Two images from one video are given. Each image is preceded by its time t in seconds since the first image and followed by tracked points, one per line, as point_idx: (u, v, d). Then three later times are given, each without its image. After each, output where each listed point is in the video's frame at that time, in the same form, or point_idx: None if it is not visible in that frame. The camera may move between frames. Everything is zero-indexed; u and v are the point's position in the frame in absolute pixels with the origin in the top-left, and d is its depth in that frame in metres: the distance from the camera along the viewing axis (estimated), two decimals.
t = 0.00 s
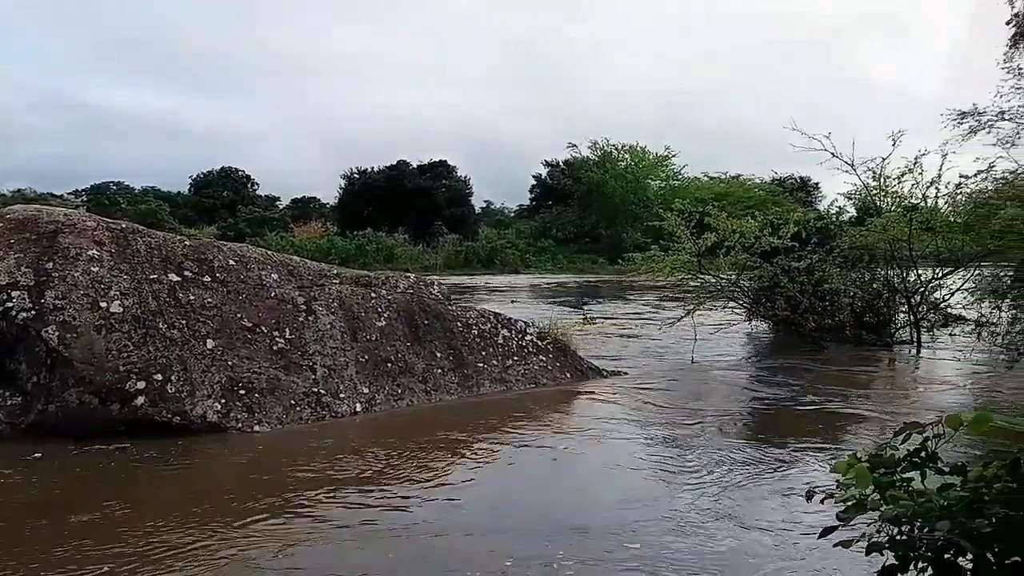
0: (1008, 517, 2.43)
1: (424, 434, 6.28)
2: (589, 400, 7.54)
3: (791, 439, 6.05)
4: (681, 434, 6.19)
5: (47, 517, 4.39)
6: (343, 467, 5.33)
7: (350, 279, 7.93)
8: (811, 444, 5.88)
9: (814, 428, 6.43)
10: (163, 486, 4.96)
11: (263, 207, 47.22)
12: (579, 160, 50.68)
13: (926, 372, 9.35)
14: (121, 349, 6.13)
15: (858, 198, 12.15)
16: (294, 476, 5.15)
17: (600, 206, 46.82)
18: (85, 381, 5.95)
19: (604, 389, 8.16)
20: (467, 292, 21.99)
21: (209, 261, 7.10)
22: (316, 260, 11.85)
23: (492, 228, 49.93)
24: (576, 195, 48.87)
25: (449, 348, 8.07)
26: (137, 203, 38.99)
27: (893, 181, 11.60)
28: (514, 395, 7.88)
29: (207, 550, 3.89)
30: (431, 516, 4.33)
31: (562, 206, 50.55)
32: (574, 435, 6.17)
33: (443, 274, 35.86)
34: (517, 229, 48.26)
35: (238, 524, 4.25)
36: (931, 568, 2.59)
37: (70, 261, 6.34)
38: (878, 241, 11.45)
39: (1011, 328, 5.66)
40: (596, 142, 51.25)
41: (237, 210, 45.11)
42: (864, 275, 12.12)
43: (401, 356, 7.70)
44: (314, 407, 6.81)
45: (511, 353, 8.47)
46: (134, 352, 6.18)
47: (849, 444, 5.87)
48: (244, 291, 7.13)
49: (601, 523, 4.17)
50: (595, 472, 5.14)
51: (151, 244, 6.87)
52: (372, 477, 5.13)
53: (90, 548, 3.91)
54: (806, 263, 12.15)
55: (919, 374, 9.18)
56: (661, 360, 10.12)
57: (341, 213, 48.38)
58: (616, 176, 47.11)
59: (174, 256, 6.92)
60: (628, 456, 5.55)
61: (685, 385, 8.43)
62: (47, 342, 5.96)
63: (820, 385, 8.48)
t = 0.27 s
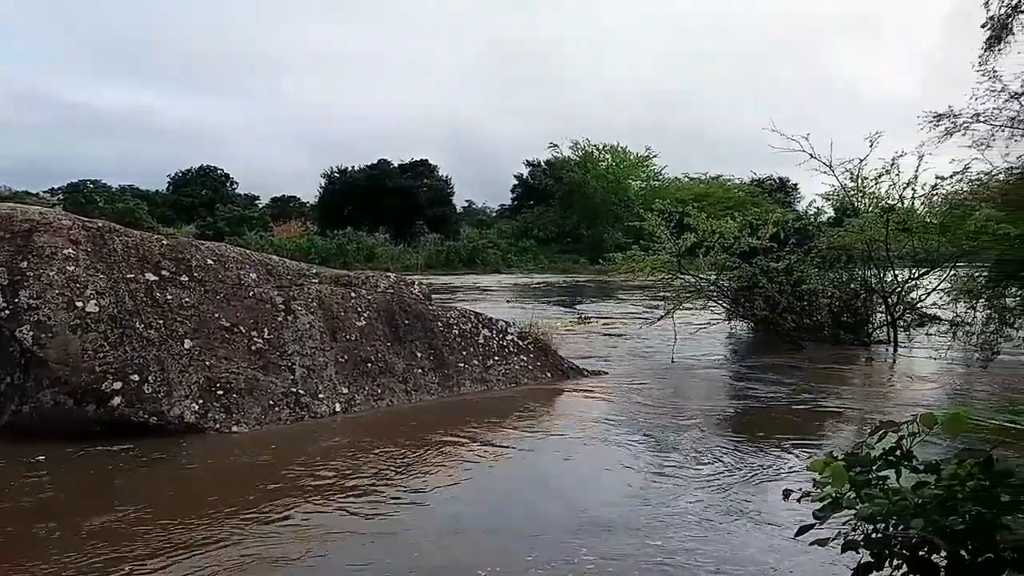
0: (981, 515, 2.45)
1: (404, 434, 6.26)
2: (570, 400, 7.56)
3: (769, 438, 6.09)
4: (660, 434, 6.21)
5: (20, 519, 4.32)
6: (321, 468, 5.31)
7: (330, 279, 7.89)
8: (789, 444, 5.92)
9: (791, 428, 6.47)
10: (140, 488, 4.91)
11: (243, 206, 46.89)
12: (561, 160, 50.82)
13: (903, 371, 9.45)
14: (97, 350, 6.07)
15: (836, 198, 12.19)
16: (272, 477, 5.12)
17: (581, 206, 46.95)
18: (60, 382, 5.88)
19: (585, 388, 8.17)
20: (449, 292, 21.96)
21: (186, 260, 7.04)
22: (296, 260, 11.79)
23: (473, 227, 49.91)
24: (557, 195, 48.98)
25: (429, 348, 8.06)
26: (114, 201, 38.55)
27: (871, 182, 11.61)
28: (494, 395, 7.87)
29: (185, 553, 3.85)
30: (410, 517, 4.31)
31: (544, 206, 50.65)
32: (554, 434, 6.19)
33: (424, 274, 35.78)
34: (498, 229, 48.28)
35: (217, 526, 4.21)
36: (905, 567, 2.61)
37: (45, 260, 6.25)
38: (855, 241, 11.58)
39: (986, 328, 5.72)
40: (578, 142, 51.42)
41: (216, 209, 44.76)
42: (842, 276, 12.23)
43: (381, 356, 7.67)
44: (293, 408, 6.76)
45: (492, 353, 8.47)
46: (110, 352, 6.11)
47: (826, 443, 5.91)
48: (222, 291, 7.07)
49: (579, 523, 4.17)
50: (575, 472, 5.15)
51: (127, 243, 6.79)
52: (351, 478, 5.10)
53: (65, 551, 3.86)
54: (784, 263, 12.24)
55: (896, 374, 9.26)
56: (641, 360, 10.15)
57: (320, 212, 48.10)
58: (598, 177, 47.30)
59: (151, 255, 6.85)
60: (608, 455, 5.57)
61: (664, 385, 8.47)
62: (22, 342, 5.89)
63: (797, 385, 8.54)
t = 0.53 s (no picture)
0: (951, 513, 2.48)
1: (381, 436, 6.24)
2: (546, 401, 7.57)
3: (744, 438, 6.14)
4: (636, 434, 6.24)
5: None
6: (296, 470, 5.27)
7: (305, 280, 7.85)
8: (763, 443, 5.97)
9: (766, 427, 6.53)
10: (112, 492, 4.85)
11: (218, 207, 46.47)
12: (538, 162, 50.92)
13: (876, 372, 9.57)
14: (69, 353, 5.98)
15: (810, 200, 12.31)
16: (247, 480, 5.08)
17: (559, 208, 47.08)
18: (30, 385, 5.79)
19: (562, 389, 8.19)
20: (426, 293, 21.91)
21: (160, 262, 6.96)
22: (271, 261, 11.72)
23: (451, 229, 49.85)
24: (535, 196, 49.07)
25: (406, 349, 8.04)
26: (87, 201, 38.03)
27: (845, 184, 11.67)
28: (471, 397, 7.87)
29: (159, 557, 3.81)
30: (387, 519, 4.29)
31: (521, 207, 50.70)
32: (530, 435, 6.20)
33: (402, 275, 35.67)
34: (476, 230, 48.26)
35: (191, 530, 4.17)
36: (877, 563, 2.63)
37: (15, 261, 6.15)
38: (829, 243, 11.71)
39: (956, 328, 5.80)
40: (555, 144, 51.55)
41: (191, 209, 44.31)
42: (816, 277, 12.36)
43: (357, 358, 7.64)
44: (268, 410, 6.72)
45: (469, 354, 8.47)
46: (81, 355, 6.03)
47: (800, 442, 5.97)
48: (196, 293, 7.00)
49: (555, 524, 4.17)
50: (552, 472, 5.16)
51: (99, 244, 6.70)
52: (327, 480, 5.08)
53: (36, 557, 3.80)
54: (758, 265, 12.36)
55: (868, 374, 9.37)
56: (618, 361, 10.18)
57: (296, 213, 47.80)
58: (575, 179, 47.46)
59: (124, 256, 6.76)
60: (584, 455, 5.59)
61: (640, 385, 8.52)
62: None
63: (771, 385, 8.63)
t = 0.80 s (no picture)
0: (919, 509, 2.51)
1: (356, 436, 6.21)
2: (522, 400, 7.58)
3: (719, 435, 6.18)
4: (612, 432, 6.26)
5: None
6: (269, 471, 5.23)
7: (279, 280, 7.80)
8: (737, 441, 6.02)
9: (740, 425, 6.58)
10: (82, 495, 4.78)
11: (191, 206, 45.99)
12: (514, 161, 50.96)
13: (848, 369, 9.67)
14: (37, 354, 5.89)
15: (783, 200, 12.43)
16: (220, 482, 5.03)
17: (535, 207, 47.15)
18: None
19: (537, 388, 8.20)
20: (402, 293, 21.83)
21: (130, 261, 6.88)
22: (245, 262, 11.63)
23: (427, 228, 49.74)
24: (511, 196, 49.10)
25: (381, 349, 8.00)
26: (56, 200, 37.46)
27: (817, 183, 11.73)
28: (447, 397, 7.85)
29: (130, 559, 3.77)
30: (361, 519, 4.27)
31: (498, 207, 50.71)
32: (506, 434, 6.20)
33: (377, 274, 35.52)
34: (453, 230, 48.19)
35: (162, 532, 4.12)
36: (847, 559, 2.65)
37: None
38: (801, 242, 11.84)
39: (926, 325, 5.88)
40: (531, 144, 51.63)
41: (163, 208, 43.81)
42: (789, 276, 12.48)
43: (332, 358, 7.60)
44: (241, 412, 6.65)
45: (445, 354, 8.45)
46: (50, 356, 5.94)
47: (773, 440, 6.02)
48: (168, 293, 6.92)
49: (529, 522, 4.17)
50: (528, 471, 5.17)
51: (69, 244, 6.61)
52: (301, 481, 5.04)
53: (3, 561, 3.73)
54: (732, 264, 12.46)
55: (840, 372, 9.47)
56: (594, 360, 10.22)
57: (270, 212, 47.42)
58: (551, 179, 47.56)
59: (94, 256, 6.67)
60: (560, 454, 5.59)
61: (616, 384, 8.55)
62: None
63: (746, 383, 8.70)
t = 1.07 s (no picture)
0: (892, 509, 2.54)
1: (334, 439, 6.18)
2: (501, 402, 7.57)
3: (697, 437, 6.21)
4: (591, 434, 6.27)
5: None
6: (245, 476, 5.19)
7: (255, 282, 7.75)
8: (715, 443, 6.05)
9: (718, 427, 6.62)
10: (54, 500, 4.72)
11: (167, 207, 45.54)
12: (493, 164, 50.99)
13: (824, 371, 9.76)
14: (8, 357, 5.82)
15: (759, 203, 12.54)
16: (195, 486, 4.98)
17: (514, 210, 47.20)
18: None
19: (516, 391, 8.20)
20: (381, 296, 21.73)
21: (104, 264, 6.80)
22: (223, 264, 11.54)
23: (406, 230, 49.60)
24: (490, 198, 49.11)
25: (359, 352, 7.97)
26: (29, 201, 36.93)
27: (792, 187, 11.82)
28: (426, 399, 7.82)
29: (103, 566, 3.72)
30: (338, 523, 4.25)
31: (477, 209, 50.69)
32: (485, 437, 6.20)
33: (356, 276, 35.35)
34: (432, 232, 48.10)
35: (137, 538, 4.08)
36: (822, 559, 2.67)
37: None
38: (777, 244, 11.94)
39: (901, 327, 5.94)
40: (510, 147, 51.69)
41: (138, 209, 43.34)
42: (765, 279, 12.58)
43: (309, 361, 7.56)
44: (217, 415, 6.59)
45: (423, 357, 8.43)
46: (22, 360, 5.87)
47: (750, 442, 6.06)
48: (143, 295, 6.85)
49: (507, 525, 4.18)
50: (507, 473, 5.16)
51: (42, 245, 6.53)
52: (278, 484, 5.01)
53: None
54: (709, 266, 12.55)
55: (816, 373, 9.55)
56: (572, 362, 10.24)
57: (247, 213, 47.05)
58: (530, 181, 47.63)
59: (67, 257, 6.59)
60: (539, 456, 5.59)
61: (595, 386, 8.57)
62: None
63: (723, 385, 8.75)
